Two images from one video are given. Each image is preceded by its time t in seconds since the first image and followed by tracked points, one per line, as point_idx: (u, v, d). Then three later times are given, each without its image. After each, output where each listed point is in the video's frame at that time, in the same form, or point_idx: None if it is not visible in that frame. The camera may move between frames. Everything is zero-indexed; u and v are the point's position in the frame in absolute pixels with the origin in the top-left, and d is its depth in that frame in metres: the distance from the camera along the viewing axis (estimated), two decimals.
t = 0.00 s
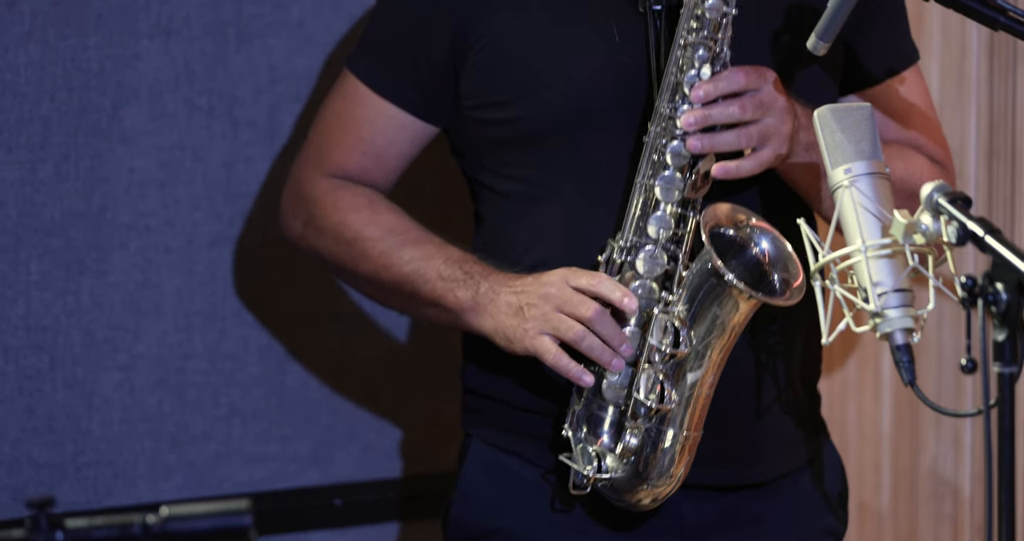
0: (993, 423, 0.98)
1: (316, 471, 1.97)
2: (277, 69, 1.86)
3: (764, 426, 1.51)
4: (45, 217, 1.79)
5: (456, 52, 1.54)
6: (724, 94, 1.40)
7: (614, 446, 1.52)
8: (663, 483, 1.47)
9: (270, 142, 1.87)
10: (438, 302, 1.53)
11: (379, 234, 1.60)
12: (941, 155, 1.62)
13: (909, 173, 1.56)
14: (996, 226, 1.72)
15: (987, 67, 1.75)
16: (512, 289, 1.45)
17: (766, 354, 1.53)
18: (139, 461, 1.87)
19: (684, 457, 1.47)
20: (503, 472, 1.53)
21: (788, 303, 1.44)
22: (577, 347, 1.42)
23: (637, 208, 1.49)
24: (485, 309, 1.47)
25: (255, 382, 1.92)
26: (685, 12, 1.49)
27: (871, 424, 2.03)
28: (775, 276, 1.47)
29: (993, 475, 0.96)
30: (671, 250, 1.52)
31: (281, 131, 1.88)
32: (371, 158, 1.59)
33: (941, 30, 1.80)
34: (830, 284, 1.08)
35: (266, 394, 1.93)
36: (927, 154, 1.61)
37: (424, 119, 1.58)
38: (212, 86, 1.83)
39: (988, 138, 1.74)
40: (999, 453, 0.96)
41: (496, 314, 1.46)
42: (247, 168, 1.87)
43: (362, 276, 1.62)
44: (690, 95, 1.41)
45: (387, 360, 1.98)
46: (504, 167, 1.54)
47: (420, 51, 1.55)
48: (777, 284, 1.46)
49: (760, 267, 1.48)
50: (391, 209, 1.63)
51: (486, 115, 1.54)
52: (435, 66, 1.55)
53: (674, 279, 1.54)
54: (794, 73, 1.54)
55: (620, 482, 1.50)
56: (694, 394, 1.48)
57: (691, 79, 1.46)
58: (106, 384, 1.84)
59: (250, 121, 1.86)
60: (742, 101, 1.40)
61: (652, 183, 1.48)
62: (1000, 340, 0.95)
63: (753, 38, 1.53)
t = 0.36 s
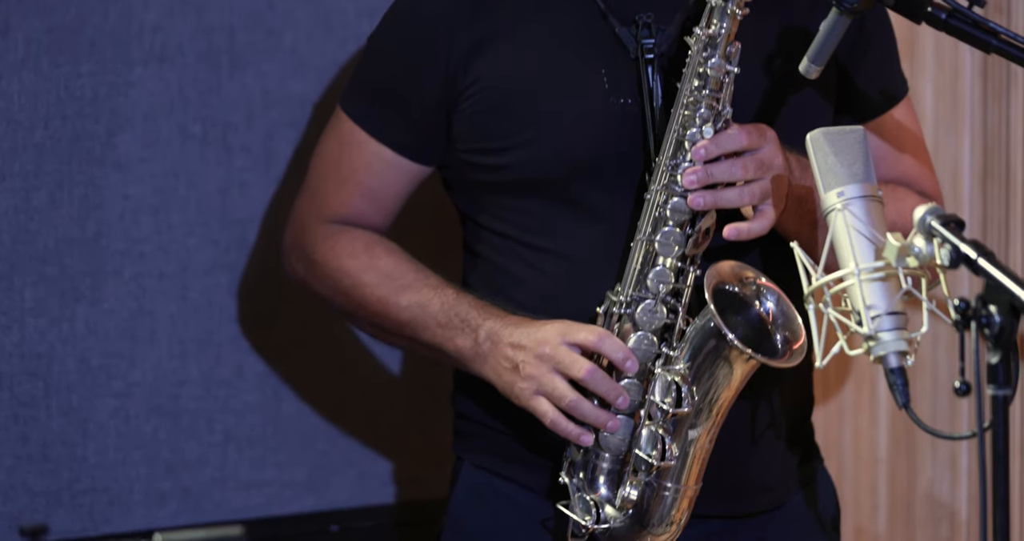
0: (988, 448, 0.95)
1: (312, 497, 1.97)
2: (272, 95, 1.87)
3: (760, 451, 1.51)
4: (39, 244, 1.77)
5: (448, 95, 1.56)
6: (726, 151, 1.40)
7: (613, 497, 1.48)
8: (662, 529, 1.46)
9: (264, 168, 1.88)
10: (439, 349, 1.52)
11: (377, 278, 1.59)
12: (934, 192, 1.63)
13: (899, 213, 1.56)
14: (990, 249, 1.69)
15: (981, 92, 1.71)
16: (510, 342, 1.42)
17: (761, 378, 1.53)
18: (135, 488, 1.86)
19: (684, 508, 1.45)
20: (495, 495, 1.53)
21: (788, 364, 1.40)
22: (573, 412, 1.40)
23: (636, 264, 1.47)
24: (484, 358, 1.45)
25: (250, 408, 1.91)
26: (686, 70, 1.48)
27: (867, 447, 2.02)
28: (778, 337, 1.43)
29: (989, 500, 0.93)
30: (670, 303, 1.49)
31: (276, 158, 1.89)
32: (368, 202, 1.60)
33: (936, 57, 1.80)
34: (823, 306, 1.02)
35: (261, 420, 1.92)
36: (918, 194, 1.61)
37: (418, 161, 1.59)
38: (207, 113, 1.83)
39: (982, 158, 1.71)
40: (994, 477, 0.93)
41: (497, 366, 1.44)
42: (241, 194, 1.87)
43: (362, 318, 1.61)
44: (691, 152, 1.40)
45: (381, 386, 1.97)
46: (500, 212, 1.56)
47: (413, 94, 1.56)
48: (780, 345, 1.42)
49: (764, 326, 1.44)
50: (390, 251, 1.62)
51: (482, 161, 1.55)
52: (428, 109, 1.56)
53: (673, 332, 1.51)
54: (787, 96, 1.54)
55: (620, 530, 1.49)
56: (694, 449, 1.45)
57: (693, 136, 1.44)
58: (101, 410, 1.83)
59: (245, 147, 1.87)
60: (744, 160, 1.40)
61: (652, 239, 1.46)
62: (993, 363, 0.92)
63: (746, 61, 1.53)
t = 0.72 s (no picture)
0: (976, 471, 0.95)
1: (303, 524, 1.96)
2: (260, 122, 1.87)
3: (748, 474, 1.51)
4: (28, 273, 1.77)
5: (435, 119, 1.56)
6: (710, 177, 1.40)
7: (596, 519, 1.46)
8: None
9: (252, 195, 1.88)
10: (422, 366, 1.52)
11: (360, 297, 1.59)
12: (917, 214, 1.62)
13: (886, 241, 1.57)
14: (980, 272, 1.70)
15: (969, 116, 1.72)
16: (495, 356, 1.43)
17: (749, 404, 1.52)
18: (125, 516, 1.85)
19: (665, 531, 1.44)
20: (484, 521, 1.52)
21: (771, 390, 1.42)
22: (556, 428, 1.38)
23: (620, 288, 1.47)
24: (468, 374, 1.46)
25: (240, 435, 1.90)
26: (672, 95, 1.48)
27: (857, 469, 2.02)
28: (761, 361, 1.44)
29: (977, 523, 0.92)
30: (654, 328, 1.48)
31: (264, 185, 1.88)
32: (351, 221, 1.60)
33: (925, 76, 1.81)
34: (811, 331, 1.01)
35: (251, 448, 1.91)
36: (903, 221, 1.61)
37: (406, 185, 1.60)
38: (194, 141, 1.83)
39: (971, 181, 1.72)
40: (982, 499, 0.93)
41: (480, 382, 1.44)
42: (230, 221, 1.87)
43: (346, 337, 1.61)
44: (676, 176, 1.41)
45: (370, 414, 1.97)
46: (487, 236, 1.56)
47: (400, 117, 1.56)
48: (763, 369, 1.43)
49: (747, 349, 1.45)
50: (373, 271, 1.62)
51: (468, 184, 1.56)
52: (415, 132, 1.56)
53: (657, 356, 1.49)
54: (776, 117, 1.55)
55: None
56: (677, 473, 1.44)
57: (677, 161, 1.43)
58: (91, 439, 1.82)
59: (233, 175, 1.86)
60: (727, 188, 1.39)
61: (636, 263, 1.46)
62: (981, 385, 0.91)
63: (733, 83, 1.54)
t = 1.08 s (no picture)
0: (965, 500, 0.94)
1: None
2: (249, 152, 1.85)
3: (739, 502, 1.50)
4: (17, 304, 1.77)
5: (421, 144, 1.57)
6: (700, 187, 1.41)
7: (588, 534, 1.46)
8: None
9: (241, 226, 1.86)
10: (411, 388, 1.51)
11: (351, 322, 1.59)
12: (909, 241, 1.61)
13: (878, 261, 1.55)
14: (969, 300, 1.71)
15: (957, 144, 1.73)
16: (484, 376, 1.42)
17: (739, 430, 1.52)
18: None
19: None
20: None
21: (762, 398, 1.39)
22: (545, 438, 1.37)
23: (611, 298, 1.47)
24: (457, 393, 1.45)
25: (230, 465, 1.88)
26: (661, 104, 1.49)
27: (848, 498, 2.00)
28: (750, 371, 1.42)
29: None
30: (646, 339, 1.50)
31: (253, 215, 1.87)
32: (341, 248, 1.61)
33: (913, 106, 1.81)
34: (800, 359, 0.99)
35: (241, 478, 1.89)
36: (894, 241, 1.59)
37: (396, 212, 1.60)
38: (184, 171, 1.82)
39: (960, 209, 1.73)
40: (973, 530, 0.91)
41: (469, 400, 1.43)
42: (219, 252, 1.85)
43: (335, 364, 1.59)
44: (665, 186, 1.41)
45: (360, 440, 1.94)
46: (474, 260, 1.56)
47: (389, 142, 1.57)
48: (753, 379, 1.41)
49: (736, 360, 1.43)
50: (364, 297, 1.62)
51: (455, 207, 1.56)
52: (405, 156, 1.57)
53: (648, 369, 1.51)
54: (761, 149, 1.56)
55: None
56: (669, 484, 1.43)
57: (667, 170, 1.45)
58: (80, 469, 1.82)
59: (222, 206, 1.85)
60: (717, 195, 1.40)
61: (627, 273, 1.46)
62: (970, 414, 0.90)
63: (719, 111, 1.56)
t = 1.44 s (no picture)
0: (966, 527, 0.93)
1: None
2: (250, 179, 1.85)
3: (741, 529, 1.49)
4: (18, 329, 1.78)
5: (419, 170, 1.57)
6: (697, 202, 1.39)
7: None
8: None
9: (243, 252, 1.85)
10: (411, 413, 1.50)
11: (351, 349, 1.58)
12: (909, 263, 1.63)
13: (876, 278, 1.57)
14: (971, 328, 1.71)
15: (959, 170, 1.73)
16: (484, 398, 1.41)
17: (740, 459, 1.51)
18: None
19: None
20: None
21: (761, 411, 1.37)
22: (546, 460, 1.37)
23: (609, 315, 1.46)
24: (458, 416, 1.44)
25: (230, 492, 1.87)
26: (655, 119, 1.48)
27: (849, 528, 1.98)
28: (749, 384, 1.40)
29: None
30: (644, 356, 1.48)
31: (254, 241, 1.86)
32: (342, 275, 1.61)
33: (914, 134, 1.79)
34: (800, 387, 0.99)
35: (242, 504, 1.88)
36: (895, 261, 1.62)
37: (396, 236, 1.60)
38: (186, 197, 1.82)
39: (961, 236, 1.74)
40: None
41: (469, 422, 1.42)
42: (220, 278, 1.84)
43: (336, 392, 1.58)
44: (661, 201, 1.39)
45: (360, 466, 1.93)
46: (473, 282, 1.56)
47: (387, 167, 1.57)
48: (752, 392, 1.39)
49: (735, 374, 1.41)
50: (365, 325, 1.61)
51: (452, 229, 1.56)
52: (405, 182, 1.57)
53: (648, 387, 1.48)
54: (761, 178, 1.57)
55: None
56: (670, 501, 1.42)
57: (663, 186, 1.44)
58: (81, 495, 1.81)
59: (223, 232, 1.84)
60: (714, 210, 1.38)
61: (625, 290, 1.45)
62: (970, 442, 0.90)
63: (721, 138, 1.55)
